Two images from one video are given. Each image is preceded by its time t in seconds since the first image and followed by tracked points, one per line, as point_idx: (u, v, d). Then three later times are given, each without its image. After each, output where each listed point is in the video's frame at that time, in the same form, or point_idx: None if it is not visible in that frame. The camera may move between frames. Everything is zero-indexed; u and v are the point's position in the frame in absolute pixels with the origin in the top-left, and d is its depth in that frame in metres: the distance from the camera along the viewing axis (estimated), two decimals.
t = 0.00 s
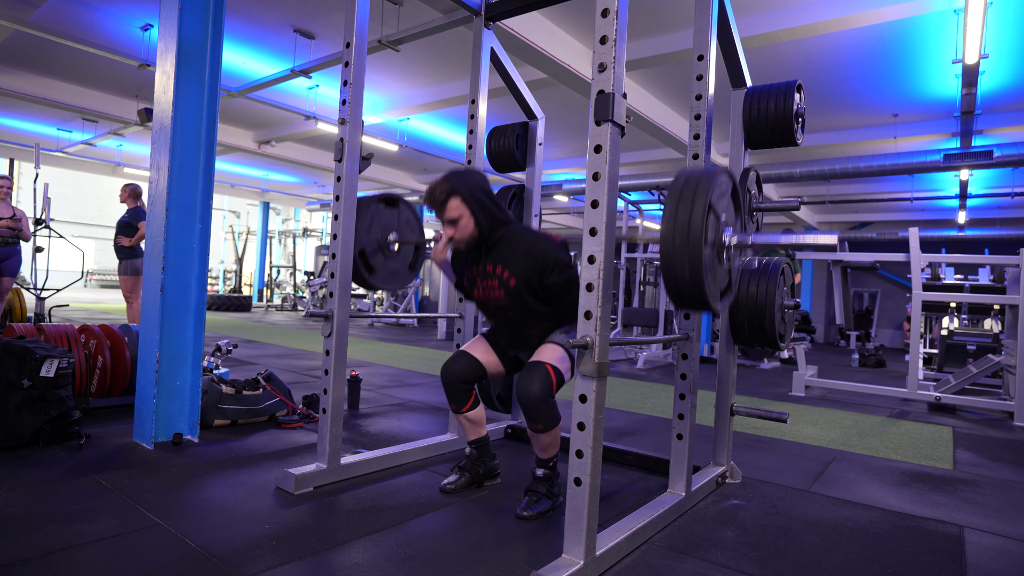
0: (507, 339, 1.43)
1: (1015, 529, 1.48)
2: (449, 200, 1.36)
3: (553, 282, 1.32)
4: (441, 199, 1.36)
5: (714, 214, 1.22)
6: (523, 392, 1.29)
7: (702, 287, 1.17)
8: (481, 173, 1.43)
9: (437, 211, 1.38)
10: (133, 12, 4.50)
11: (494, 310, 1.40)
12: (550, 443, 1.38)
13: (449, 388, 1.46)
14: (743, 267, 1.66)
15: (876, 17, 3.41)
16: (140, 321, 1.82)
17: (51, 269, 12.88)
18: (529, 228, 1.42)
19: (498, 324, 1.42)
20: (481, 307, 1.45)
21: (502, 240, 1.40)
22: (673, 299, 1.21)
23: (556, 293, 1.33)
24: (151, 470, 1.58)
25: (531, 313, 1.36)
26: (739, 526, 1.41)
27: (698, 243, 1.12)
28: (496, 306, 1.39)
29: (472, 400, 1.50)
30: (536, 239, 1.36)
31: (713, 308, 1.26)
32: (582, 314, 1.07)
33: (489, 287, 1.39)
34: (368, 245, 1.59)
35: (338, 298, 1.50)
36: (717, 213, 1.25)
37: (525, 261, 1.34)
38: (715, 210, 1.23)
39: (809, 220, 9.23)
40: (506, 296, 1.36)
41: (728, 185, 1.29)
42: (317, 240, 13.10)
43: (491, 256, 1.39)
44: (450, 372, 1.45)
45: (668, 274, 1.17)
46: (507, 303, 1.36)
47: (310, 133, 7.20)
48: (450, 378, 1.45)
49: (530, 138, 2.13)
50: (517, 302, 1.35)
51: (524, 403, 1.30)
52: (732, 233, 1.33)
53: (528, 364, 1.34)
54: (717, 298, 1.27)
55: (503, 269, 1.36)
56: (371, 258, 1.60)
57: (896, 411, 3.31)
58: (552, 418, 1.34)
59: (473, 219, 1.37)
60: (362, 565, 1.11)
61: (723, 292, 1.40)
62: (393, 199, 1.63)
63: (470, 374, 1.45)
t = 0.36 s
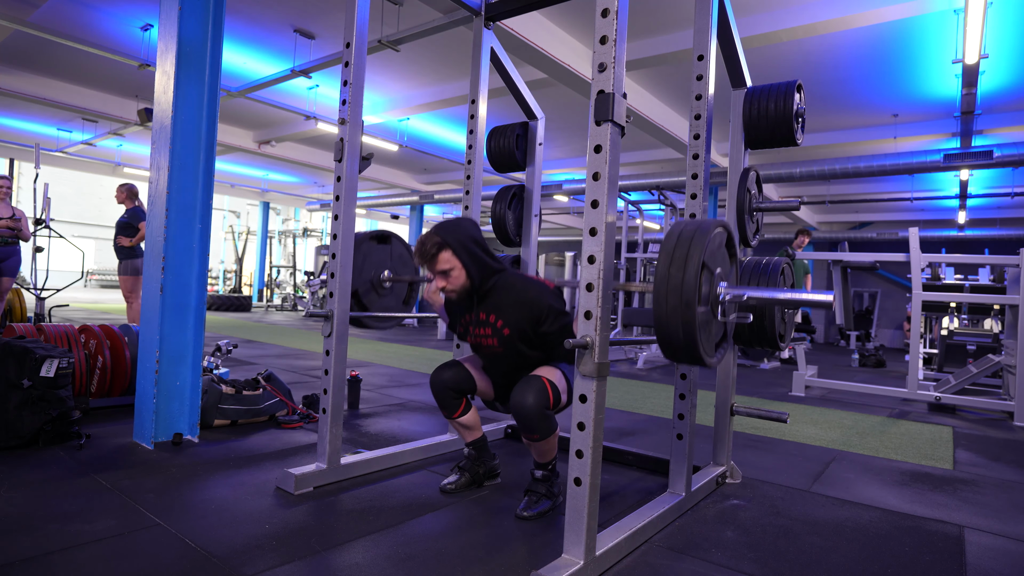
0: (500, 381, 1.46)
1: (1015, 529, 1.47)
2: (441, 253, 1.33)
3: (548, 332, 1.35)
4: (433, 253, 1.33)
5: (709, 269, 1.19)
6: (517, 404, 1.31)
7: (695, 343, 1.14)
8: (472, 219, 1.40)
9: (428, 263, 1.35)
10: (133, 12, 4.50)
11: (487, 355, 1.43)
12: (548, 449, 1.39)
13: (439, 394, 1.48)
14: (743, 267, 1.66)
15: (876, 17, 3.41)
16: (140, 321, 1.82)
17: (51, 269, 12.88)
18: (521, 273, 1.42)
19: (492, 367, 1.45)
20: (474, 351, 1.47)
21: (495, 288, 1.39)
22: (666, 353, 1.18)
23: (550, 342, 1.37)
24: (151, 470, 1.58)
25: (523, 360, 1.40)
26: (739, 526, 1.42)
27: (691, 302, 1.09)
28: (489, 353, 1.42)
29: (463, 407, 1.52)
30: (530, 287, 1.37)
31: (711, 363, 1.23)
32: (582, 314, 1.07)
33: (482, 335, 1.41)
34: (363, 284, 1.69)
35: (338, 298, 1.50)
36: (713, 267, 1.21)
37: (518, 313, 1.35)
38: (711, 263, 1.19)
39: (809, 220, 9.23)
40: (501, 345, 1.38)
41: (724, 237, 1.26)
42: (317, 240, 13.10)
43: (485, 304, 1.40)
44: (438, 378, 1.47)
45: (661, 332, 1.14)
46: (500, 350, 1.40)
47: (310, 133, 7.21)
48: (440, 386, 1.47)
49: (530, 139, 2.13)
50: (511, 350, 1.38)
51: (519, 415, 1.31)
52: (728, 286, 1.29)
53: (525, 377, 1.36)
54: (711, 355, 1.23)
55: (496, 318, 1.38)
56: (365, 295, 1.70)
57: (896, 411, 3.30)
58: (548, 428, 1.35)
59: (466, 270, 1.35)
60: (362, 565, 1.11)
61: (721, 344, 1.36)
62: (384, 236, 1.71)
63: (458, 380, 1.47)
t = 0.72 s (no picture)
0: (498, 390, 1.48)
1: (1015, 529, 1.48)
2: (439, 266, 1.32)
3: (545, 343, 1.36)
4: (430, 265, 1.32)
5: (707, 280, 1.20)
6: (516, 406, 1.31)
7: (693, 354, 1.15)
8: (469, 230, 1.40)
9: (424, 274, 1.34)
10: (133, 12, 4.50)
11: (485, 364, 1.44)
12: (547, 451, 1.40)
13: (435, 397, 1.49)
14: (743, 267, 1.66)
15: (875, 18, 3.41)
16: (140, 321, 1.82)
17: (51, 269, 12.88)
18: (518, 284, 1.43)
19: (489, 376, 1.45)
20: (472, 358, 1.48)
21: (492, 299, 1.39)
22: (664, 364, 1.20)
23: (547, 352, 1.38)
24: (151, 470, 1.58)
25: (521, 370, 1.41)
26: (739, 526, 1.42)
27: (690, 314, 1.10)
28: (488, 362, 1.43)
29: (460, 408, 1.51)
30: (527, 298, 1.37)
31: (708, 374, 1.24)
32: (582, 314, 1.07)
33: (480, 345, 1.41)
34: (360, 295, 1.72)
35: (338, 298, 1.50)
36: (711, 278, 1.23)
37: (517, 326, 1.36)
38: (708, 274, 1.21)
39: (809, 220, 9.23)
40: (500, 356, 1.39)
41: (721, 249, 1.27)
42: (317, 240, 13.11)
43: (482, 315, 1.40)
44: (433, 382, 1.49)
45: (660, 343, 1.15)
46: (497, 359, 1.40)
47: (310, 133, 7.21)
48: (435, 389, 1.48)
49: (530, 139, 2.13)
50: (509, 360, 1.39)
51: (518, 420, 1.31)
52: (726, 297, 1.30)
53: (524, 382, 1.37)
54: (710, 365, 1.25)
55: (493, 329, 1.38)
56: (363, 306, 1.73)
57: (896, 411, 3.30)
58: (547, 431, 1.34)
59: (463, 282, 1.35)
60: (362, 565, 1.10)
61: (719, 355, 1.37)
62: (382, 246, 1.76)
63: (456, 383, 1.49)
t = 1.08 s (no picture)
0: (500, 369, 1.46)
1: (1015, 529, 1.47)
2: (443, 237, 1.35)
3: (549, 317, 1.35)
4: (435, 236, 1.35)
5: (708, 247, 1.22)
6: (517, 391, 1.31)
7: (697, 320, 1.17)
8: (476, 207, 1.44)
9: (429, 246, 1.37)
10: (133, 12, 4.50)
11: (489, 342, 1.43)
12: (547, 443, 1.38)
13: (448, 386, 1.49)
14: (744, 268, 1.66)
15: (875, 18, 3.41)
16: (141, 321, 1.82)
17: (51, 269, 12.89)
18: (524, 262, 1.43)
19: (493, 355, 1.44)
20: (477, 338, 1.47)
21: (496, 274, 1.41)
22: (669, 332, 1.21)
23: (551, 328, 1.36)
24: (151, 471, 1.58)
25: (524, 346, 1.39)
26: (739, 526, 1.42)
27: (693, 279, 1.12)
28: (492, 341, 1.42)
29: (471, 400, 1.51)
30: (531, 273, 1.37)
31: (711, 340, 1.26)
32: (582, 314, 1.07)
33: (483, 321, 1.41)
34: (361, 275, 1.64)
35: (338, 298, 1.50)
36: (713, 246, 1.24)
37: (519, 302, 1.35)
38: (709, 241, 1.22)
39: (809, 220, 9.23)
40: (503, 334, 1.38)
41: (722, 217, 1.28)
42: (317, 240, 13.11)
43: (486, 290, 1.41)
44: (447, 370, 1.48)
45: (664, 310, 1.17)
46: (501, 335, 1.39)
47: (310, 133, 7.21)
48: (449, 377, 1.48)
49: (530, 139, 2.13)
50: (512, 336, 1.38)
51: (519, 404, 1.31)
52: (729, 265, 1.31)
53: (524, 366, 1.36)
54: (712, 332, 1.27)
55: (497, 303, 1.38)
56: (364, 287, 1.66)
57: (895, 411, 3.30)
58: (547, 418, 1.35)
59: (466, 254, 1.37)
60: (362, 565, 1.10)
61: (720, 323, 1.39)
62: (383, 226, 1.67)
63: (469, 372, 1.48)
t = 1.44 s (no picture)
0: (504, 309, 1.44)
1: (1015, 529, 1.48)
2: (461, 155, 1.38)
3: (559, 251, 1.35)
4: (454, 154, 1.39)
5: (715, 173, 1.22)
6: (528, 373, 1.35)
7: (706, 246, 1.18)
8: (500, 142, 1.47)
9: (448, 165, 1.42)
10: (133, 12, 4.50)
11: (493, 276, 1.43)
12: (554, 433, 1.39)
13: (472, 376, 1.48)
14: (743, 267, 1.66)
15: (875, 17, 3.41)
16: (141, 322, 1.82)
17: (51, 269, 12.90)
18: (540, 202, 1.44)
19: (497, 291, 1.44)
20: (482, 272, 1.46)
21: (511, 206, 1.41)
22: (678, 258, 1.22)
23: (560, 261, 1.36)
24: (151, 470, 1.58)
25: (530, 280, 1.38)
26: (739, 526, 1.41)
27: (701, 204, 1.13)
28: (497, 273, 1.41)
29: (492, 393, 1.51)
30: (545, 208, 1.38)
31: (720, 267, 1.27)
32: (582, 314, 1.07)
33: (491, 251, 1.41)
34: (372, 226, 1.59)
35: (338, 297, 1.50)
36: (719, 173, 1.25)
37: (529, 233, 1.36)
38: (716, 168, 1.23)
39: (809, 220, 9.23)
40: (510, 267, 1.37)
41: (727, 144, 1.29)
42: (317, 240, 13.11)
43: (498, 219, 1.42)
44: (475, 359, 1.47)
45: (673, 237, 1.18)
46: (505, 264, 1.39)
47: (310, 133, 7.21)
48: (475, 365, 1.47)
49: (530, 140, 2.13)
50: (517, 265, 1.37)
51: (530, 386, 1.35)
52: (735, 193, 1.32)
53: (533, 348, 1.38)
54: (721, 259, 1.28)
55: (507, 231, 1.39)
56: (375, 238, 1.61)
57: (895, 411, 3.30)
58: (557, 403, 1.38)
59: (483, 177, 1.39)
60: (362, 565, 1.10)
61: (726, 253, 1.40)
62: (393, 178, 1.62)
63: (493, 363, 1.47)
